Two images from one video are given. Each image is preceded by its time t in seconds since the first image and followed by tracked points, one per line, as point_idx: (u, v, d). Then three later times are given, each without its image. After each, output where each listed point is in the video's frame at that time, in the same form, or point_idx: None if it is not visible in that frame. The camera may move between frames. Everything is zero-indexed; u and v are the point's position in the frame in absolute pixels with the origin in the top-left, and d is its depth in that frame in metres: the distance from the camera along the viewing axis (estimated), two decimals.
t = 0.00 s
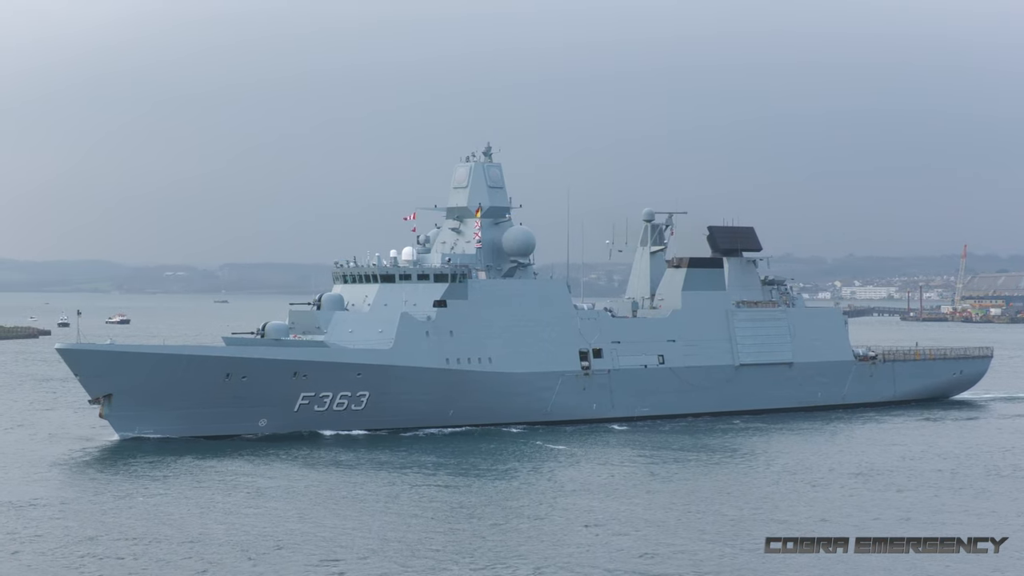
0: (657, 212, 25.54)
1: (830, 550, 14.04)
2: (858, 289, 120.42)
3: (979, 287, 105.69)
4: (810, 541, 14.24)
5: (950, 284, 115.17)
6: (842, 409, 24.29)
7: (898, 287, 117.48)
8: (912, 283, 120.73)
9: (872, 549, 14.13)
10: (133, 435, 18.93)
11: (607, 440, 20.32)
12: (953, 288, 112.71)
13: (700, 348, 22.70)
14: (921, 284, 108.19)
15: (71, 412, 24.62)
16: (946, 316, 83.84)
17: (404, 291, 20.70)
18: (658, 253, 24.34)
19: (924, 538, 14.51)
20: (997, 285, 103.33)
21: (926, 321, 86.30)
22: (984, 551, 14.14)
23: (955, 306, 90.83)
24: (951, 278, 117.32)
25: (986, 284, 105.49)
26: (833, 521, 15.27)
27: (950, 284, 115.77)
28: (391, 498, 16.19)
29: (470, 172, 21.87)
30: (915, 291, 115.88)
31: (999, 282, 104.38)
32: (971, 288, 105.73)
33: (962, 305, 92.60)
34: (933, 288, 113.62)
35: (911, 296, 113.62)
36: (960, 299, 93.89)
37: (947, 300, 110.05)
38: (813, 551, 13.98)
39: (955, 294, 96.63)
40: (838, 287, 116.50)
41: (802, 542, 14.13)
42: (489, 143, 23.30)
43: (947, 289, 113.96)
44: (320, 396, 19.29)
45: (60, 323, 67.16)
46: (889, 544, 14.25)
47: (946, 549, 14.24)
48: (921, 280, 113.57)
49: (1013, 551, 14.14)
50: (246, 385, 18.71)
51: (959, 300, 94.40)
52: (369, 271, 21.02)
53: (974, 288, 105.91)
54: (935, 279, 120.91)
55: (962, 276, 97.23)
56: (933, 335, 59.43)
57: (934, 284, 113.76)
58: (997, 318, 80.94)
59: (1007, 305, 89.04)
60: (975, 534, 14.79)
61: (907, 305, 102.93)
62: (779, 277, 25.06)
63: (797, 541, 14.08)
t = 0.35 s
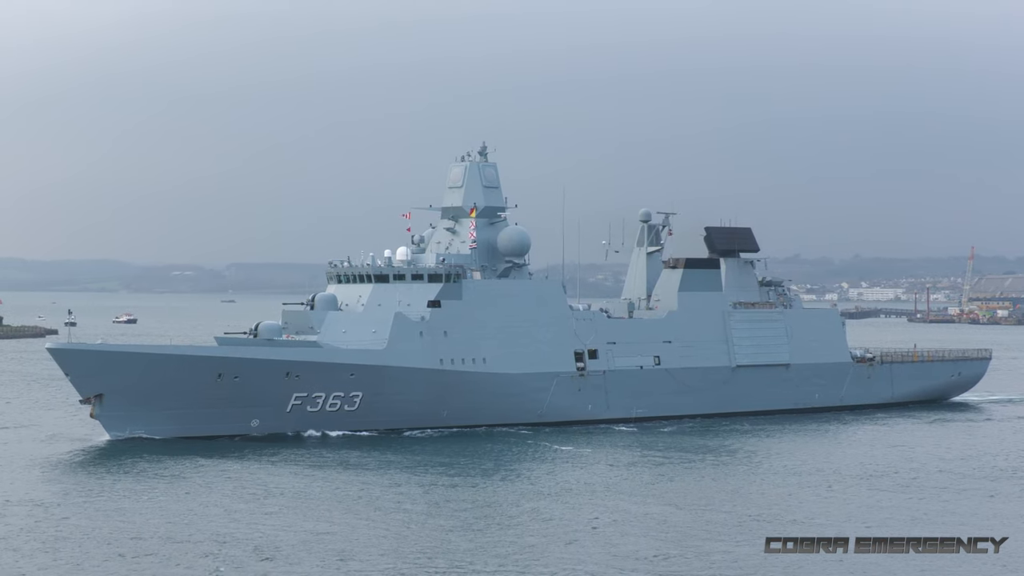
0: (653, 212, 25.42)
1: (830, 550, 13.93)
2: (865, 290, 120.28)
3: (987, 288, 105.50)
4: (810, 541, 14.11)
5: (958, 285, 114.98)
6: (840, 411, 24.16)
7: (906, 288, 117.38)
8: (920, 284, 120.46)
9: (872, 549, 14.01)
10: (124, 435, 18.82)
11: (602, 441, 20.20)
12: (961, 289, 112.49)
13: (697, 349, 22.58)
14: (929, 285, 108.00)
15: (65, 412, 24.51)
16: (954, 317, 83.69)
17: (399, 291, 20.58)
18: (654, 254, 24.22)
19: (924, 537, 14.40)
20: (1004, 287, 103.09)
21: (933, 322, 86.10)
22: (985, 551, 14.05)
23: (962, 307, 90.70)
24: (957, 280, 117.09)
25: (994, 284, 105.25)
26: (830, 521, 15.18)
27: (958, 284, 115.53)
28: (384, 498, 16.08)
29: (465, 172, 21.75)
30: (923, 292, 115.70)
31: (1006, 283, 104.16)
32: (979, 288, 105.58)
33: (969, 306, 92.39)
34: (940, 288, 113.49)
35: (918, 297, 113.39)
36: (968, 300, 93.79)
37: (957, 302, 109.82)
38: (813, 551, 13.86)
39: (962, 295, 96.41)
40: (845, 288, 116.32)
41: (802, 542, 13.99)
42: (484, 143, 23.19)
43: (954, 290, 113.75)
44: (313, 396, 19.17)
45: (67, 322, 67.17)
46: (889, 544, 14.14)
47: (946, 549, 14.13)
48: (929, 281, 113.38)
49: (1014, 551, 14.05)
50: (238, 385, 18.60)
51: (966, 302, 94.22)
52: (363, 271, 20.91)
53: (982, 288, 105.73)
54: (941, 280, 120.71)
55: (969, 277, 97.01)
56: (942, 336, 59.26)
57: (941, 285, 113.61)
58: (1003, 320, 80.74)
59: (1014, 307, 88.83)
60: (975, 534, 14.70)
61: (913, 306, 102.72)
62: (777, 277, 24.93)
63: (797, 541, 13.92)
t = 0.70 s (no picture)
0: (649, 211, 25.31)
1: (830, 550, 13.81)
2: (870, 290, 120.06)
3: (993, 288, 105.30)
4: (810, 541, 14.00)
5: (964, 285, 114.81)
6: (837, 411, 24.05)
7: (911, 288, 117.18)
8: (926, 284, 120.28)
9: (873, 549, 13.89)
10: (116, 434, 18.72)
11: (598, 441, 20.09)
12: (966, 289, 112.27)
13: (693, 348, 22.47)
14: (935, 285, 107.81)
15: (59, 410, 24.41)
16: (960, 317, 83.51)
17: (392, 289, 20.49)
18: (650, 253, 24.12)
19: (924, 537, 14.29)
20: (1009, 287, 102.88)
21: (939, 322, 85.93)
22: (984, 551, 13.98)
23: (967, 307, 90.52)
24: (963, 280, 116.84)
25: (999, 284, 105.03)
26: (827, 521, 15.09)
27: (964, 284, 115.33)
28: (375, 498, 15.96)
29: (459, 171, 21.66)
30: (928, 292, 115.49)
31: (1012, 283, 103.93)
32: (985, 289, 105.37)
33: (974, 306, 92.19)
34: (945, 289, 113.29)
35: (924, 297, 113.19)
36: (974, 300, 93.62)
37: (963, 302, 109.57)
38: (813, 551, 13.75)
39: (968, 295, 96.23)
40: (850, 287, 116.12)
41: (802, 542, 13.89)
42: (479, 142, 23.09)
43: (960, 291, 113.52)
44: (306, 395, 19.07)
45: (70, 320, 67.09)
46: (889, 544, 14.03)
47: (946, 549, 14.04)
48: (935, 281, 113.19)
49: (1014, 552, 13.97)
50: (230, 384, 18.50)
51: (971, 302, 94.04)
52: (357, 270, 20.81)
53: (987, 289, 105.52)
54: (947, 280, 120.52)
55: (975, 277, 96.83)
56: (946, 336, 59.09)
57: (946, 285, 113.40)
58: (1009, 320, 80.56)
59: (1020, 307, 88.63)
60: (975, 534, 14.62)
61: (918, 307, 102.50)
62: (774, 277, 24.82)
63: (797, 541, 13.82)
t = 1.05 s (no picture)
0: (646, 210, 25.19)
1: (830, 550, 13.69)
2: (876, 290, 119.81)
3: (1001, 287, 104.98)
4: (810, 541, 13.88)
5: (971, 285, 114.55)
6: (834, 410, 23.93)
7: (918, 288, 116.92)
8: (934, 283, 119.93)
9: (873, 549, 13.78)
10: (107, 433, 18.63)
11: (593, 440, 19.98)
12: (975, 288, 111.94)
13: (689, 348, 22.35)
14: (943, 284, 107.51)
15: (54, 409, 24.32)
16: (968, 317, 83.22)
17: (386, 288, 20.39)
18: (646, 252, 24.00)
19: (924, 537, 14.16)
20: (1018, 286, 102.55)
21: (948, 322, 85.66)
22: (984, 551, 13.86)
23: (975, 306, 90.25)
24: (969, 279, 116.53)
25: (1007, 284, 104.69)
26: (825, 521, 14.97)
27: (971, 284, 115.02)
28: (367, 498, 15.82)
29: (454, 169, 21.56)
30: (935, 292, 115.18)
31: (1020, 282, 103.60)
32: (992, 288, 105.07)
33: (982, 306, 91.89)
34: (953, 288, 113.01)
35: (931, 297, 112.87)
36: (981, 299, 93.34)
37: (971, 301, 109.24)
38: (813, 551, 13.64)
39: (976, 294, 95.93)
40: (856, 287, 115.94)
41: (802, 542, 13.77)
42: (473, 140, 22.99)
43: (968, 291, 113.16)
44: (299, 394, 18.96)
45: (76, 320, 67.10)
46: (889, 544, 13.90)
47: (946, 550, 13.91)
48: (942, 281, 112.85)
49: (1014, 552, 13.86)
50: (222, 383, 18.40)
51: (979, 301, 93.74)
52: (351, 268, 20.71)
53: (995, 288, 105.18)
54: (954, 280, 120.20)
55: (983, 277, 96.59)
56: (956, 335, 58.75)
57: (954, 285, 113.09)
58: (1018, 320, 80.25)
59: None
60: (975, 534, 14.51)
61: (923, 306, 102.25)
62: (771, 276, 24.69)
63: (797, 541, 13.69)
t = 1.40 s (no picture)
0: (644, 209, 25.06)
1: (830, 550, 13.53)
2: (882, 290, 119.52)
3: (1006, 288, 104.65)
4: (810, 541, 13.67)
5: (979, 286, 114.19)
6: (833, 410, 23.79)
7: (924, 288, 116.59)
8: (941, 284, 119.59)
9: (872, 549, 13.63)
10: (100, 433, 18.50)
11: (590, 440, 19.84)
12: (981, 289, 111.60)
13: (687, 347, 22.22)
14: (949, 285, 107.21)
15: (50, 408, 24.23)
16: (974, 317, 82.90)
17: (382, 287, 20.26)
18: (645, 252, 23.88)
19: (925, 537, 13.98)
20: None
21: (954, 322, 85.34)
22: (984, 551, 13.71)
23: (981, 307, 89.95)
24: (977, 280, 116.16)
25: (1014, 284, 104.33)
26: (823, 521, 14.83)
27: (978, 284, 114.65)
28: (362, 498, 15.69)
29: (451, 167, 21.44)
30: (941, 292, 114.89)
31: None
32: (998, 288, 104.77)
33: (988, 306, 91.59)
34: (959, 289, 112.68)
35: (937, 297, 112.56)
36: (988, 300, 93.00)
37: (977, 302, 108.92)
38: (813, 551, 13.43)
39: (983, 294, 95.60)
40: (862, 287, 115.66)
41: (802, 541, 13.56)
42: (470, 139, 22.86)
43: (974, 291, 112.84)
44: (294, 394, 18.83)
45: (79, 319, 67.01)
46: (889, 544, 13.73)
47: (946, 549, 13.74)
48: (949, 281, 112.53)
49: (1014, 552, 13.73)
50: (216, 382, 18.27)
51: (985, 301, 93.42)
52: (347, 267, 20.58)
53: (1000, 289, 104.89)
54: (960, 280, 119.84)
55: (989, 277, 96.31)
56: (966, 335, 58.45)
57: (960, 285, 112.75)
58: None
59: None
60: (975, 534, 14.37)
61: (929, 307, 101.94)
62: (770, 275, 24.56)
63: (797, 541, 13.47)
